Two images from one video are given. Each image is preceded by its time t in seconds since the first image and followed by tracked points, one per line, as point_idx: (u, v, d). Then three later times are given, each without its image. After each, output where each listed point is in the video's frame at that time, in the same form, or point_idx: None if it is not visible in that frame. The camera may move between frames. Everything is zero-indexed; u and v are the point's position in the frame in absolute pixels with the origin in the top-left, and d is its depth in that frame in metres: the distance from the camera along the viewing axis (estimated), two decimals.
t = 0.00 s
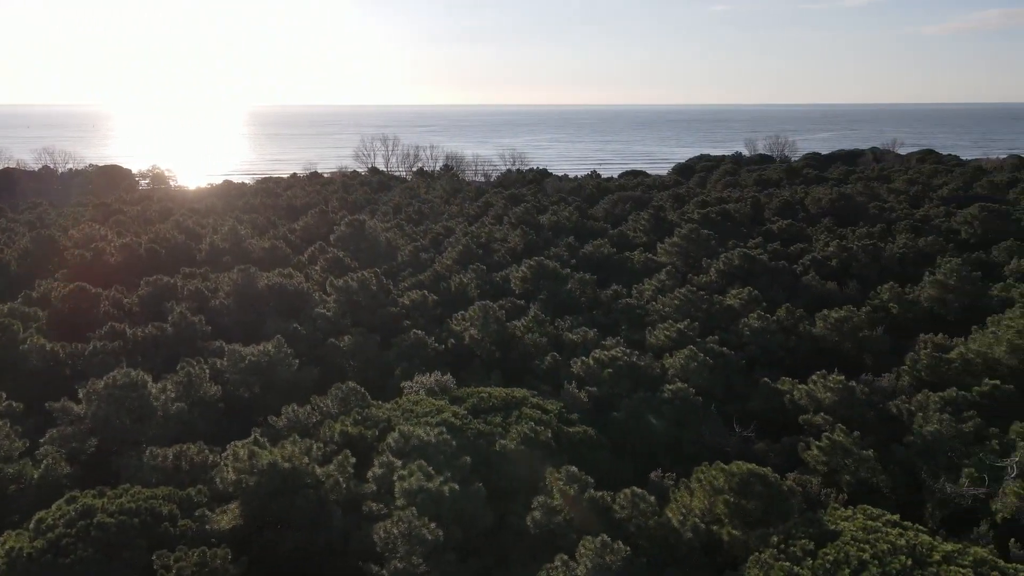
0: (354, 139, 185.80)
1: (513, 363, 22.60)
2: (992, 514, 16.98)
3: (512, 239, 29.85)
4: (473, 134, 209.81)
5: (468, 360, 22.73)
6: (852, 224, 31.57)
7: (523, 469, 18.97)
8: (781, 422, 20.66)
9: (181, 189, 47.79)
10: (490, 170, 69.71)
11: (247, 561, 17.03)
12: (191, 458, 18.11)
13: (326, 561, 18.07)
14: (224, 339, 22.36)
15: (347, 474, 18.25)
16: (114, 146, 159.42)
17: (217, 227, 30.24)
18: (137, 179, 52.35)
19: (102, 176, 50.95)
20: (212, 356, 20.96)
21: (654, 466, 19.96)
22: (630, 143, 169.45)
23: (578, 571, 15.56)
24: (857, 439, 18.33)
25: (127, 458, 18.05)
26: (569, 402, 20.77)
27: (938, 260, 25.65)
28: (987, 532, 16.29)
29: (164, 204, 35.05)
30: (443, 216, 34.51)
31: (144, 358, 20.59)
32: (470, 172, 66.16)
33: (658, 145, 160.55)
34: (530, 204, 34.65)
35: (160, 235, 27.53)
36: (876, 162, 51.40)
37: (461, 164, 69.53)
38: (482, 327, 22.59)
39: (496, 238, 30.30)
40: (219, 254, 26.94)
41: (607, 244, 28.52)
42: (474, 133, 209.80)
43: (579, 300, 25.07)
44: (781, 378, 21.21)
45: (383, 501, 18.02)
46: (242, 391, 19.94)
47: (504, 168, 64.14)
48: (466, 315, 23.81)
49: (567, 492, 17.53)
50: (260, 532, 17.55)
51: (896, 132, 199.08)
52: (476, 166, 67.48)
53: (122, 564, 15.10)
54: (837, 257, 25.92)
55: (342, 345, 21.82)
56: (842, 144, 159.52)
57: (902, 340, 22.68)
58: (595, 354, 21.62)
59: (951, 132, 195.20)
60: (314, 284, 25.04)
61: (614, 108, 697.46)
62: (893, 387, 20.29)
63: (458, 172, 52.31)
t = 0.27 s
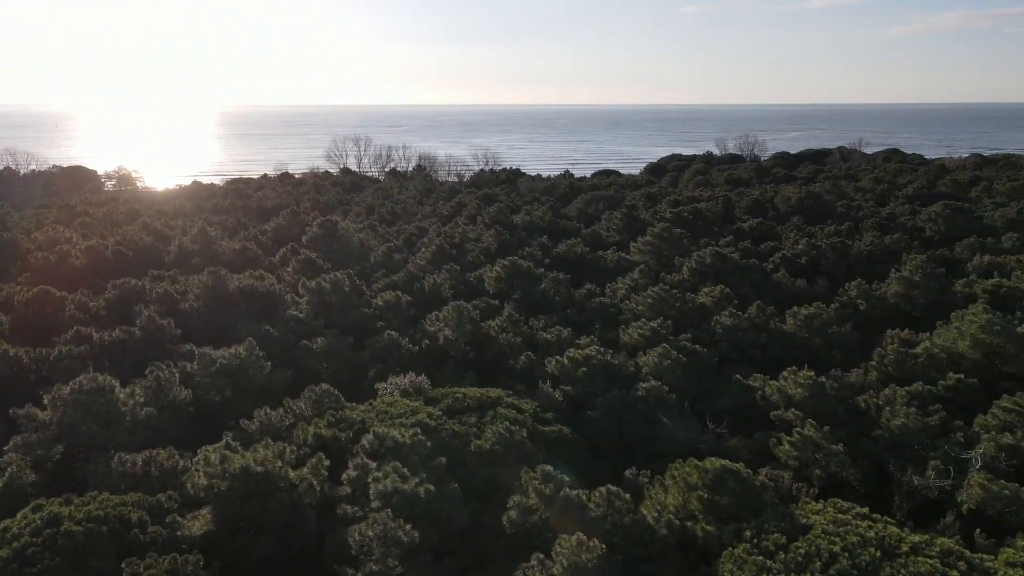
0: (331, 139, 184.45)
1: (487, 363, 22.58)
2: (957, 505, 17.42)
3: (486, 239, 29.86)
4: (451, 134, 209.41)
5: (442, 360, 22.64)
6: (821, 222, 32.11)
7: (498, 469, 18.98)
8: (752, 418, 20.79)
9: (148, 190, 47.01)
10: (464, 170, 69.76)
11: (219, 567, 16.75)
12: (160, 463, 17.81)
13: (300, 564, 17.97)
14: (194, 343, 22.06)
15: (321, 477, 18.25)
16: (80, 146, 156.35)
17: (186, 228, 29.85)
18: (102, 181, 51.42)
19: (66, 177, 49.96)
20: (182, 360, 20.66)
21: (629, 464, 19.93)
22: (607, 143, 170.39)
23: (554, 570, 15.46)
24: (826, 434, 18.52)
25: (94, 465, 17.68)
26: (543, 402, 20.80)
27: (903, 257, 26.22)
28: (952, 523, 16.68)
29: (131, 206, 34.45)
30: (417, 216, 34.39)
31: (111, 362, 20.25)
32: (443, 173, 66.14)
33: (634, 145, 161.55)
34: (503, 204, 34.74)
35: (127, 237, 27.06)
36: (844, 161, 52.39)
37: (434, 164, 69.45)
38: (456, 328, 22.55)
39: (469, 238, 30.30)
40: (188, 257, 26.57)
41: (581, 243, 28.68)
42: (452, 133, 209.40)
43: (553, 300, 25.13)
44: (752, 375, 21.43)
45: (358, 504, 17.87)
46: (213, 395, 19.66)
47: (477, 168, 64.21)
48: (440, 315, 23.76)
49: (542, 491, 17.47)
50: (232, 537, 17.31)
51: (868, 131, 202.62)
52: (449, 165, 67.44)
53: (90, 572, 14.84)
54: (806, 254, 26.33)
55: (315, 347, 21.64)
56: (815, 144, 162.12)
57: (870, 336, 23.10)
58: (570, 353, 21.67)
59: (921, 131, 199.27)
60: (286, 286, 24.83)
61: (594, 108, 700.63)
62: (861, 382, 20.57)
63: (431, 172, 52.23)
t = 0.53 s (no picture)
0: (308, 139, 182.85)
1: (463, 363, 22.53)
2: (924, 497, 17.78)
3: (460, 239, 29.85)
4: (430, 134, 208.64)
5: (417, 360, 22.56)
6: (791, 220, 32.60)
7: (473, 470, 19.04)
8: (725, 415, 20.93)
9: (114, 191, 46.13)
10: (437, 170, 69.70)
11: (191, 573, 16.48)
12: (130, 469, 17.49)
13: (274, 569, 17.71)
14: (164, 346, 21.74)
15: (295, 480, 18.03)
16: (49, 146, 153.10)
17: (155, 231, 29.42)
18: (67, 182, 50.41)
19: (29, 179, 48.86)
20: (151, 364, 20.35)
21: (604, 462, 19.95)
22: (585, 143, 171.23)
23: (531, 568, 15.40)
24: (798, 430, 18.71)
25: (61, 473, 17.31)
26: (518, 401, 20.82)
27: (871, 255, 26.73)
28: (920, 515, 16.96)
29: (97, 208, 33.84)
30: (390, 217, 34.25)
31: (78, 367, 19.91)
32: (417, 173, 65.97)
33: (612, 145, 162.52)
34: (477, 204, 34.79)
35: (94, 240, 26.57)
36: (813, 160, 53.25)
37: (408, 164, 69.27)
38: (431, 329, 22.48)
39: (444, 237, 30.26)
40: (157, 259, 26.16)
41: (555, 243, 28.80)
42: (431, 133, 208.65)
43: (528, 299, 25.17)
44: (725, 372, 21.63)
45: (333, 507, 17.72)
46: (184, 399, 19.37)
47: (452, 168, 64.22)
48: (415, 316, 23.69)
49: (519, 490, 17.44)
50: (205, 543, 17.06)
51: (843, 131, 205.75)
52: (424, 166, 67.29)
53: None
54: (777, 253, 26.70)
55: (288, 349, 21.45)
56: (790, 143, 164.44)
57: (839, 332, 23.49)
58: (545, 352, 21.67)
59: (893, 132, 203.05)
60: (258, 288, 24.61)
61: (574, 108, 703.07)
62: (832, 377, 20.86)
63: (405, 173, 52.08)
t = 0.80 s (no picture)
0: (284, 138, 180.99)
1: (438, 363, 22.46)
2: (894, 490, 17.99)
3: (434, 239, 29.80)
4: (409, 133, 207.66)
5: (392, 362, 22.46)
6: (762, 218, 33.06)
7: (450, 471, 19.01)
8: (700, 412, 21.08)
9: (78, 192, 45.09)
10: (410, 171, 69.48)
11: None
12: (98, 476, 17.11)
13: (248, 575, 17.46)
14: (133, 350, 21.36)
15: (270, 484, 17.74)
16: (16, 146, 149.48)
17: (123, 233, 28.88)
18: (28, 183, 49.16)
19: None
20: (121, 368, 20.00)
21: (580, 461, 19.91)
22: (560, 141, 171.74)
23: (508, 568, 15.36)
24: (771, 425, 18.82)
25: (26, 480, 16.85)
26: (494, 401, 20.80)
27: (839, 253, 27.23)
28: (890, 507, 17.23)
29: (62, 210, 33.11)
30: (363, 217, 34.05)
31: (44, 373, 19.51)
32: (391, 174, 65.74)
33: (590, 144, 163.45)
34: (451, 205, 34.78)
35: (59, 242, 25.98)
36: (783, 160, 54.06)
37: (381, 164, 68.97)
38: (406, 330, 22.37)
39: (417, 238, 30.17)
40: (125, 262, 25.69)
41: (528, 243, 28.86)
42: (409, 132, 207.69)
43: (502, 299, 25.17)
44: (699, 370, 21.81)
45: (308, 510, 17.51)
46: (154, 404, 19.02)
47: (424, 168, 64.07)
48: (389, 317, 23.57)
49: (495, 490, 17.39)
50: (176, 549, 16.77)
51: (816, 131, 209.15)
52: (397, 166, 67.07)
53: None
54: (749, 251, 27.02)
55: (261, 352, 21.21)
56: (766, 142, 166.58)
57: (810, 329, 23.86)
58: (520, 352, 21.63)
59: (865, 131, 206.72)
60: (230, 290, 24.35)
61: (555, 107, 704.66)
62: (803, 373, 21.13)
63: (378, 173, 51.81)
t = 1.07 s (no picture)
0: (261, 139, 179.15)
1: (413, 364, 22.35)
2: (865, 484, 18.16)
3: (409, 240, 29.71)
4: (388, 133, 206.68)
5: (367, 363, 22.34)
6: (735, 217, 33.43)
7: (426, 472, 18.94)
8: (675, 410, 21.21)
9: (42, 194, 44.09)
10: (385, 171, 69.23)
11: None
12: (67, 483, 16.76)
13: None
14: (102, 354, 20.97)
15: (244, 489, 17.49)
16: None
17: (90, 235, 28.35)
18: None
19: None
20: (89, 373, 19.63)
21: (556, 460, 19.85)
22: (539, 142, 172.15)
23: (486, 569, 15.32)
24: (744, 422, 18.95)
25: None
26: (470, 402, 20.75)
27: (810, 251, 27.65)
28: (861, 501, 17.46)
29: (27, 212, 32.38)
30: (337, 218, 33.85)
31: (10, 379, 19.07)
32: (365, 173, 65.29)
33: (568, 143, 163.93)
34: (426, 205, 34.72)
35: (24, 245, 25.41)
36: (756, 159, 54.74)
37: (355, 164, 68.63)
38: (381, 331, 22.21)
39: (392, 238, 30.07)
40: (93, 264, 25.20)
41: (503, 243, 28.88)
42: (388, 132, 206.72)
43: (478, 300, 25.15)
44: (674, 368, 21.96)
45: (283, 514, 17.29)
46: (123, 409, 18.68)
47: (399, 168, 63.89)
48: (364, 318, 23.42)
49: (472, 490, 17.31)
50: (148, 557, 16.45)
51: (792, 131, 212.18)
52: (371, 167, 66.81)
53: None
54: (722, 249, 27.31)
55: (234, 355, 20.97)
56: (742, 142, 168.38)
57: (782, 327, 24.18)
58: (495, 352, 21.56)
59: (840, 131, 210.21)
60: (202, 292, 24.05)
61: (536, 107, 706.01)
62: (776, 370, 21.36)
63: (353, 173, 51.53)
